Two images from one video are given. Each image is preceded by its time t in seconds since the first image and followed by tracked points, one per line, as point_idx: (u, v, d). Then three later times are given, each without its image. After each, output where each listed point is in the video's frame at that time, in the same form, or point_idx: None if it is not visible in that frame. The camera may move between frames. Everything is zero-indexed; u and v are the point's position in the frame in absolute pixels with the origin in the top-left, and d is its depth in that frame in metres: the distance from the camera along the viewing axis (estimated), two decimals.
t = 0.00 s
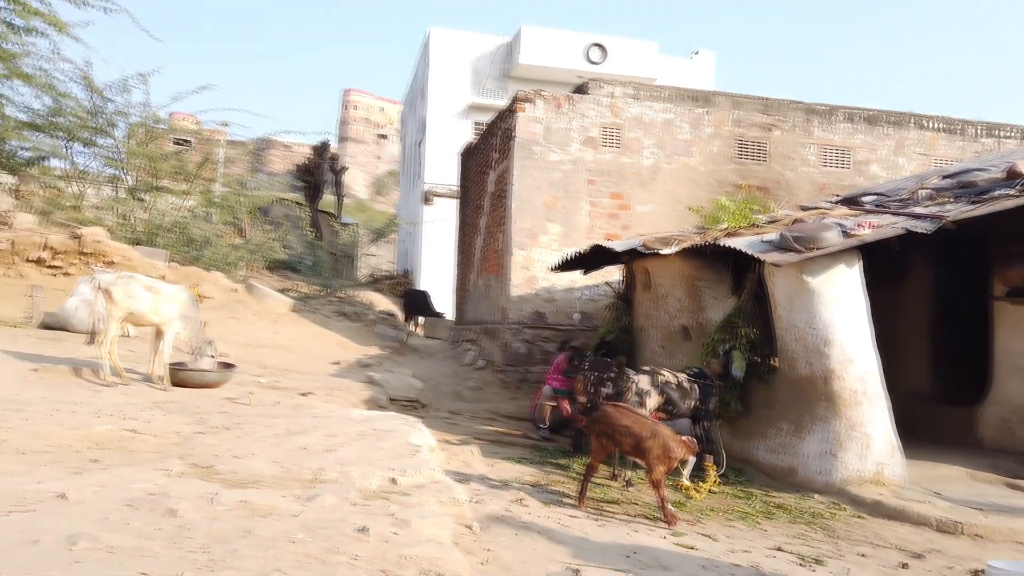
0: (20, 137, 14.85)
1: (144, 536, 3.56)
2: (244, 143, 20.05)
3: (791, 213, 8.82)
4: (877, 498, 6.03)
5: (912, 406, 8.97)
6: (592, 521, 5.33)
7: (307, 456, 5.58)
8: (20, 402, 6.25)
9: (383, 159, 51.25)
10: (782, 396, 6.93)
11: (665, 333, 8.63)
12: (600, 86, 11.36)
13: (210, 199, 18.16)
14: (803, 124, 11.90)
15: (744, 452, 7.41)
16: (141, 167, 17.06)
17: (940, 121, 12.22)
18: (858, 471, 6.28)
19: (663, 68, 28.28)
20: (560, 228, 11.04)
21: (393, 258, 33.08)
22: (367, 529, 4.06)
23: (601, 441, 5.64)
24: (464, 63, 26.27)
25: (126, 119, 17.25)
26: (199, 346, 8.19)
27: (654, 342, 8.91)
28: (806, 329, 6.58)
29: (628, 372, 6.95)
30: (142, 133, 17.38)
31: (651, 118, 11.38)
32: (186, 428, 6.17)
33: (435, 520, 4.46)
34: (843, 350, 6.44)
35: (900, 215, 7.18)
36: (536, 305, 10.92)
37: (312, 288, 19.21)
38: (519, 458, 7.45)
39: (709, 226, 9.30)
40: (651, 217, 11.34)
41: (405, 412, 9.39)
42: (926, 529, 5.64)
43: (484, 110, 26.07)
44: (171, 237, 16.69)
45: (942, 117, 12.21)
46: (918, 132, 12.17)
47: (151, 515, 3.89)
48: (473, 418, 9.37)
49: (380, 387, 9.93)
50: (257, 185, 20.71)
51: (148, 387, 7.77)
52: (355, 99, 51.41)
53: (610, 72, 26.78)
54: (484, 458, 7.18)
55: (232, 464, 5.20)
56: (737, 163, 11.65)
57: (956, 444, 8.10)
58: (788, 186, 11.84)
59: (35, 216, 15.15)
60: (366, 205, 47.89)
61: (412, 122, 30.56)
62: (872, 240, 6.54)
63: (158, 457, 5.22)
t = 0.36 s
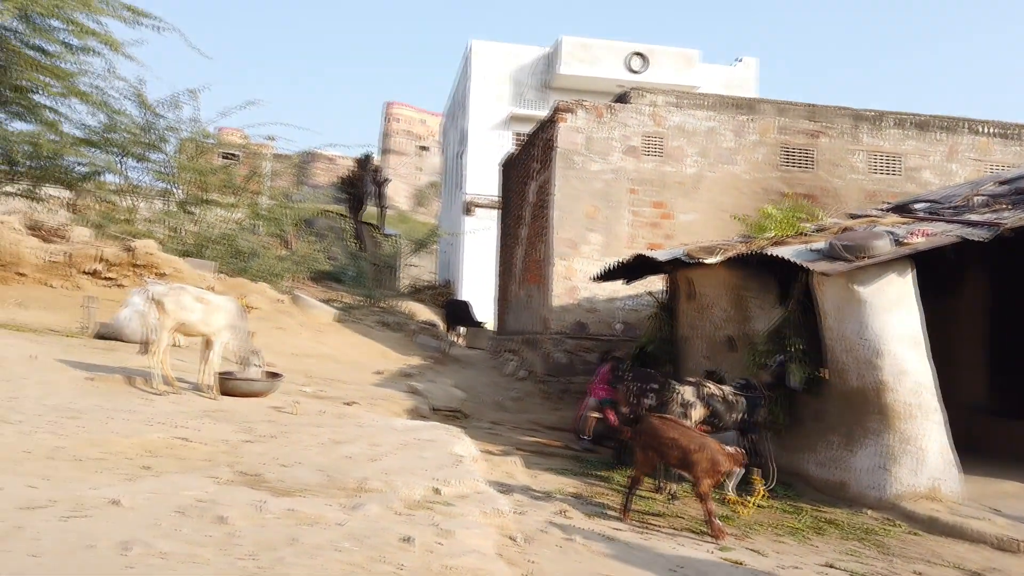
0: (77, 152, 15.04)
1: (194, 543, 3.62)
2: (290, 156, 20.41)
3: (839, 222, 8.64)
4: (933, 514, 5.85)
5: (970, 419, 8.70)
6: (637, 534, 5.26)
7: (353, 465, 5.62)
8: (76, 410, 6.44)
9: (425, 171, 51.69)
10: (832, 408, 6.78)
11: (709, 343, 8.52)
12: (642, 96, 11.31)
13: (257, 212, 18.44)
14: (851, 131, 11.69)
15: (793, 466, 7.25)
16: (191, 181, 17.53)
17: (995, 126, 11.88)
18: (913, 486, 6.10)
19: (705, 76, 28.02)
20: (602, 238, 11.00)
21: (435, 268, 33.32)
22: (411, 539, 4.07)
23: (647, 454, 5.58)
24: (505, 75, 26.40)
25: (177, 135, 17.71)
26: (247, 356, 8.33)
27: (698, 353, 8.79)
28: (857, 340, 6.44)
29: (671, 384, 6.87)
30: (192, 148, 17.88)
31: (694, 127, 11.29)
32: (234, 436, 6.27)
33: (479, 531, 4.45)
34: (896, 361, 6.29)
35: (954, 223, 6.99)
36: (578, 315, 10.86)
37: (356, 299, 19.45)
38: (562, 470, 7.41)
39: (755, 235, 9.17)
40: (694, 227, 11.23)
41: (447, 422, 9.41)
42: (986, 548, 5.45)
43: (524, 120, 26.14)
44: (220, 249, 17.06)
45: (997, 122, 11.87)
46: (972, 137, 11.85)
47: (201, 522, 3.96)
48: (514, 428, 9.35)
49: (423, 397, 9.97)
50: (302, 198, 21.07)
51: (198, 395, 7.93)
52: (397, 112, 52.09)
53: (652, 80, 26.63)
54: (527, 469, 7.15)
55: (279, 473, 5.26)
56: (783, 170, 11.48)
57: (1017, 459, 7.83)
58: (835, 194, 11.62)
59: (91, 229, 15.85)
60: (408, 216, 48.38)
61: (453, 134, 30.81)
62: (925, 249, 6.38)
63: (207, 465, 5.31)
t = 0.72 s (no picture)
0: (126, 168, 15.69)
1: (240, 552, 3.66)
2: (330, 170, 20.66)
3: (886, 230, 8.45)
4: (988, 532, 5.66)
5: None
6: (679, 549, 5.19)
7: (393, 476, 5.64)
8: (124, 420, 6.58)
9: (462, 183, 51.92)
10: (880, 422, 6.62)
11: (753, 355, 8.38)
12: (681, 105, 11.23)
13: (298, 225, 18.73)
14: (897, 138, 11.46)
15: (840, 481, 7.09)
16: (235, 195, 17.94)
17: None
18: (966, 502, 5.92)
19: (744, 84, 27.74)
20: (640, 248, 10.92)
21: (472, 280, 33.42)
22: (452, 550, 4.07)
23: (689, 467, 5.50)
24: (542, 86, 26.44)
25: (221, 150, 18.11)
26: (288, 366, 8.44)
27: (741, 365, 8.65)
28: (906, 352, 6.29)
29: (712, 396, 6.89)
30: (237, 163, 18.31)
31: (734, 136, 11.17)
32: (276, 446, 6.34)
33: (519, 543, 4.43)
34: (947, 373, 6.12)
35: (1007, 231, 6.78)
36: (617, 327, 10.86)
37: (395, 310, 19.59)
38: (602, 482, 7.35)
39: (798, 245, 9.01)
40: (735, 236, 11.09)
41: (486, 433, 9.40)
42: None
43: (562, 132, 26.15)
44: (262, 261, 17.32)
45: None
46: None
47: (246, 531, 4.00)
48: (553, 440, 9.31)
49: (462, 408, 9.98)
50: (342, 210, 21.31)
51: (242, 406, 8.05)
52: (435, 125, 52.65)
53: (691, 89, 26.45)
54: (567, 481, 7.10)
55: (320, 483, 5.31)
56: (827, 179, 11.29)
57: None
58: (881, 202, 11.38)
59: (139, 242, 16.17)
60: (446, 227, 48.63)
61: (490, 146, 30.95)
62: (977, 259, 6.20)
63: (251, 475, 5.38)
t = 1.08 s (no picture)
0: (165, 180, 16.18)
1: (277, 559, 3.69)
2: (364, 180, 20.78)
3: (928, 236, 8.28)
4: None
5: None
6: (716, 561, 5.12)
7: (426, 484, 5.65)
8: (164, 427, 6.70)
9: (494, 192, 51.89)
10: (923, 432, 6.47)
11: (790, 364, 8.25)
12: (715, 111, 11.14)
13: (333, 234, 18.91)
14: (938, 142, 11.23)
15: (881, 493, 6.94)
16: (270, 206, 18.24)
17: None
18: (1014, 516, 5.76)
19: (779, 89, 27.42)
20: (674, 256, 10.84)
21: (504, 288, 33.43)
22: (487, 560, 4.06)
23: (726, 479, 5.41)
24: (574, 94, 26.43)
25: (258, 162, 18.43)
26: (323, 375, 8.50)
27: (778, 374, 8.51)
28: (950, 361, 6.14)
29: (749, 406, 6.74)
30: (272, 174, 18.61)
31: (770, 142, 11.04)
32: (311, 454, 6.39)
33: (554, 553, 4.40)
34: (993, 383, 5.96)
35: None
36: (650, 335, 10.73)
37: (428, 319, 19.68)
38: (637, 492, 7.28)
39: (836, 252, 8.87)
40: (771, 244, 10.95)
41: (519, 442, 9.39)
42: None
43: (594, 139, 26.12)
44: (297, 271, 17.50)
45: None
46: None
47: (283, 538, 4.03)
48: (586, 449, 9.26)
49: (494, 416, 9.96)
50: (376, 220, 21.47)
51: (278, 414, 8.13)
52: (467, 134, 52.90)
53: (725, 96, 26.19)
54: (601, 491, 7.05)
55: (355, 491, 5.33)
56: (865, 184, 11.10)
57: None
58: (922, 208, 11.15)
59: (178, 252, 16.46)
60: (478, 236, 48.72)
61: (522, 155, 30.97)
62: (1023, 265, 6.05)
63: (287, 483, 5.43)
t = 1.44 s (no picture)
0: (199, 190, 16.71)
1: (310, 563, 3.71)
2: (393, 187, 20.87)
3: (966, 239, 8.12)
4: None
5: None
6: (750, 570, 5.05)
7: (457, 490, 5.65)
8: (200, 432, 6.80)
9: (523, 198, 51.82)
10: (964, 440, 6.32)
11: (825, 370, 8.12)
12: (746, 114, 11.04)
13: (363, 241, 19.04)
14: (976, 143, 11.02)
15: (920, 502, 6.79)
16: (302, 213, 18.49)
17: None
18: None
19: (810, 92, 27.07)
20: (706, 261, 10.75)
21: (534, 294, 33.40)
22: (519, 566, 4.04)
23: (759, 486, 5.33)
24: (602, 100, 26.37)
25: (290, 170, 18.66)
26: (355, 380, 8.57)
27: (813, 380, 8.39)
28: (991, 367, 6.00)
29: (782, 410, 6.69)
30: (304, 182, 18.87)
31: (802, 145, 10.92)
32: (344, 459, 6.44)
33: (586, 560, 4.37)
34: None
35: None
36: (682, 341, 10.63)
37: (457, 325, 19.73)
38: (669, 500, 7.22)
39: (872, 256, 8.71)
40: (805, 248, 10.81)
41: (550, 448, 9.37)
42: None
43: (623, 144, 26.04)
44: (329, 277, 17.65)
45: None
46: None
47: (316, 543, 4.05)
48: (617, 456, 9.20)
49: (524, 422, 9.94)
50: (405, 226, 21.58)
51: (310, 419, 8.19)
52: (495, 140, 53.17)
53: (756, 99, 25.87)
54: (633, 498, 6.99)
55: (387, 496, 5.35)
56: (901, 187, 10.92)
57: None
58: (960, 210, 10.94)
59: (212, 260, 16.69)
60: (506, 242, 48.74)
61: (551, 161, 30.96)
62: None
63: (319, 487, 5.47)
